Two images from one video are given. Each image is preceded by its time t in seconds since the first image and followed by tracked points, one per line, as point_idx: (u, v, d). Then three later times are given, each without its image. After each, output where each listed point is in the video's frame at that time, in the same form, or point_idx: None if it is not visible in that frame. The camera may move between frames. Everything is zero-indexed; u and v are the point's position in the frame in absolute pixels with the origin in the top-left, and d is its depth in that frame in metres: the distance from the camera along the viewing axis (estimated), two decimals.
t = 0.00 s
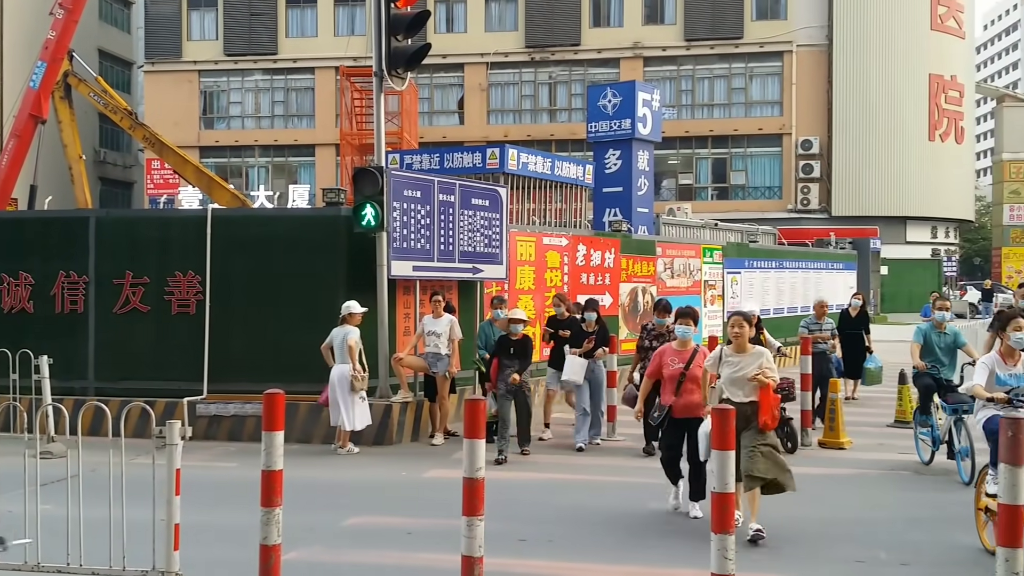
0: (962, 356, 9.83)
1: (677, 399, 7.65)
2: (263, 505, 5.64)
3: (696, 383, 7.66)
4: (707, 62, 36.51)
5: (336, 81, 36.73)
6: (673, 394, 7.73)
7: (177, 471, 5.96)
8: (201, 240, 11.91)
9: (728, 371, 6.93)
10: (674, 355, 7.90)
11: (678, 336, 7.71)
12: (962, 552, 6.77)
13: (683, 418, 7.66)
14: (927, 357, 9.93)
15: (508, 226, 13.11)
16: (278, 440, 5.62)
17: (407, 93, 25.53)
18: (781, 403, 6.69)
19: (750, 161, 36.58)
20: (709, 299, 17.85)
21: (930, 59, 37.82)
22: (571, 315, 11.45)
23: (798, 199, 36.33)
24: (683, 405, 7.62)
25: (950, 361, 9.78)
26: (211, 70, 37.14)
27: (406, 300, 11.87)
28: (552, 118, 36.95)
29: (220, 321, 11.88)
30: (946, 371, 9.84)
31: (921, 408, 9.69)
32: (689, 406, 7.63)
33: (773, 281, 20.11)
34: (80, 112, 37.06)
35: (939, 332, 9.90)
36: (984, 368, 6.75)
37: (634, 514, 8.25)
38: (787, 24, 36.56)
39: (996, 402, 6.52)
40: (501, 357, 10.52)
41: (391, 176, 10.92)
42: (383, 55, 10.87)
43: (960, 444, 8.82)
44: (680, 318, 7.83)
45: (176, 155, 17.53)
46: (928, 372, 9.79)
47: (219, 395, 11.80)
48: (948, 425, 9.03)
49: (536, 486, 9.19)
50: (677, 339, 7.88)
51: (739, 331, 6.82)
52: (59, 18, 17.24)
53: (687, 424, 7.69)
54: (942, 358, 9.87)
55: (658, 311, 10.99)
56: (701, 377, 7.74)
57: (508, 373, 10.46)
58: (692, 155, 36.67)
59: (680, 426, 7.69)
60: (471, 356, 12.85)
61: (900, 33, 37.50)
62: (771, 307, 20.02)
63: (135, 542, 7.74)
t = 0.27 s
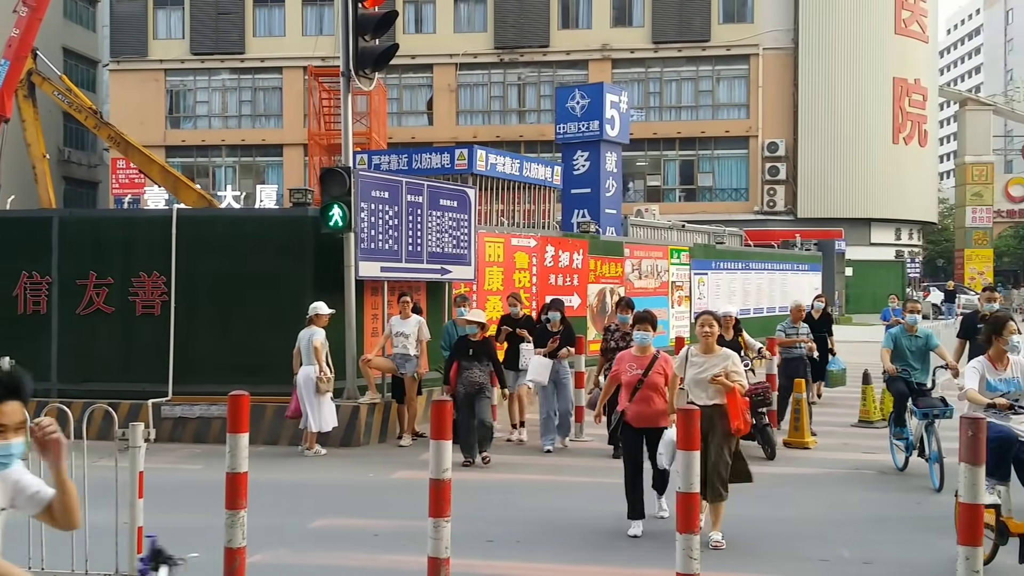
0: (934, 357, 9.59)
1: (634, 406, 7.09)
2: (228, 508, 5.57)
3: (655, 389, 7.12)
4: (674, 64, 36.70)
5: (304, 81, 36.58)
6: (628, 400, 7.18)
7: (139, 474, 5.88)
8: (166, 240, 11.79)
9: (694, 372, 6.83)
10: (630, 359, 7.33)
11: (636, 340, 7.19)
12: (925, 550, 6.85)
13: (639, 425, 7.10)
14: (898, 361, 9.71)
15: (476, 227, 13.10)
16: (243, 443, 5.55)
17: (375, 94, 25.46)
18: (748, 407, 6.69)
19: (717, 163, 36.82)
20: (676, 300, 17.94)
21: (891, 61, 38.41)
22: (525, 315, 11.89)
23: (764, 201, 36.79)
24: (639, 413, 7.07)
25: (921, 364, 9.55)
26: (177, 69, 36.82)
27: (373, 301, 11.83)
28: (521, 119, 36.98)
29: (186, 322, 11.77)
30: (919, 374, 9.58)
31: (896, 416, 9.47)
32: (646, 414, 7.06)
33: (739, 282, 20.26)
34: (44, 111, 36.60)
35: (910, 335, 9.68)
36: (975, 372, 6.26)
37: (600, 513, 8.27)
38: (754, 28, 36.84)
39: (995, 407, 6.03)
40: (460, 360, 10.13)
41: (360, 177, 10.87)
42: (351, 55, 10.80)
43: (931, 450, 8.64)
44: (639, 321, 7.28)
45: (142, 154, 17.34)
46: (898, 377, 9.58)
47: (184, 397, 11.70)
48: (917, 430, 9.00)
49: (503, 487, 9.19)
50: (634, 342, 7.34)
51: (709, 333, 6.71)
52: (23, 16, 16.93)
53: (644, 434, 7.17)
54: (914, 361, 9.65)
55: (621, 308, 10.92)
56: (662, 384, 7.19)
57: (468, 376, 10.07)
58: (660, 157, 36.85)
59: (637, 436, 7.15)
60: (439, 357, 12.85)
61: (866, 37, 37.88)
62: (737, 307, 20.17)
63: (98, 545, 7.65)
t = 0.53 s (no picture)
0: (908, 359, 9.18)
1: (597, 409, 6.77)
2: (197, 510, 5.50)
3: (620, 392, 6.81)
4: (646, 65, 36.83)
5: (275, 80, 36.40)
6: (590, 403, 6.86)
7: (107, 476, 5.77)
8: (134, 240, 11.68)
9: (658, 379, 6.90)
10: (594, 361, 7.00)
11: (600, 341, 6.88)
12: (893, 548, 6.93)
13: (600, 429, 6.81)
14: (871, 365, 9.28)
15: (447, 227, 13.09)
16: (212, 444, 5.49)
17: (346, 93, 25.37)
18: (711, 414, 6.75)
19: (687, 164, 36.99)
20: (647, 300, 18.02)
21: (860, 63, 38.73)
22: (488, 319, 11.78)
23: (734, 201, 36.96)
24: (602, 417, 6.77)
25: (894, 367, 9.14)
26: (146, 67, 36.53)
27: (344, 302, 11.79)
28: (493, 119, 37.02)
29: (154, 322, 11.67)
30: (893, 377, 9.17)
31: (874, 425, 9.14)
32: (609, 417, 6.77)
33: (710, 282, 20.37)
34: (10, 109, 36.16)
35: (884, 337, 9.24)
36: (974, 375, 6.08)
37: (570, 513, 8.29)
38: (724, 30, 37.07)
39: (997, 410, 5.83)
40: (424, 364, 9.70)
41: (330, 176, 10.81)
42: (321, 54, 10.75)
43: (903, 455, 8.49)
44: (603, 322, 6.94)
45: (110, 153, 17.12)
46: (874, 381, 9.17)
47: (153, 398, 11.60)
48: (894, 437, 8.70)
49: (473, 487, 9.20)
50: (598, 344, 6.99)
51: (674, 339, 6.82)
52: None
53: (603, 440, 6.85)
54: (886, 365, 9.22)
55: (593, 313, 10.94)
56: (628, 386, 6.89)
57: (433, 381, 9.57)
58: (632, 158, 36.98)
59: (598, 441, 6.85)
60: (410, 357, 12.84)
61: (835, 40, 38.22)
62: (707, 307, 20.30)
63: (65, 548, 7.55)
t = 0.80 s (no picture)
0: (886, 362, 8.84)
1: (564, 419, 6.73)
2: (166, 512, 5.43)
3: (585, 400, 6.74)
4: (619, 66, 36.94)
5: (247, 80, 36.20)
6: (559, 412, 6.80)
7: (76, 478, 5.72)
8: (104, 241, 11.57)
9: (619, 382, 6.57)
10: (562, 367, 6.91)
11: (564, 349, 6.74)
12: (863, 547, 6.99)
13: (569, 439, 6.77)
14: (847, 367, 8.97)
15: (421, 228, 13.08)
16: (182, 446, 5.44)
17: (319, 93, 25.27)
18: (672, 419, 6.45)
19: (660, 165, 37.14)
20: (620, 300, 18.07)
21: (830, 65, 39.08)
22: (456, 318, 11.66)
23: (706, 203, 37.18)
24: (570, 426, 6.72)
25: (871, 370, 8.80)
26: (117, 66, 36.28)
27: (317, 302, 11.74)
28: (467, 119, 37.02)
29: (125, 323, 11.57)
30: (869, 380, 8.80)
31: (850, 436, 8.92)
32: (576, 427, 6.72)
33: (682, 282, 20.48)
34: None
35: (860, 340, 8.97)
36: (975, 376, 5.85)
37: (542, 514, 8.30)
38: (696, 31, 37.25)
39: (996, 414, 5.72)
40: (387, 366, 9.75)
41: (303, 177, 10.75)
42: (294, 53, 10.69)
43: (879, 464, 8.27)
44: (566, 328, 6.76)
45: (79, 152, 16.89)
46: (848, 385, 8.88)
47: (123, 399, 11.49)
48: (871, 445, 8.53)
49: (445, 488, 9.18)
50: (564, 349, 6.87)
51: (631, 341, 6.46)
52: None
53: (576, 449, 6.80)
54: (864, 367, 8.89)
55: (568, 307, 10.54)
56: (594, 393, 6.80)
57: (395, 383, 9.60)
58: (605, 158, 37.09)
59: (567, 452, 6.80)
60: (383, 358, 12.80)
61: (806, 42, 38.51)
62: (680, 307, 20.42)
63: (34, 551, 7.47)
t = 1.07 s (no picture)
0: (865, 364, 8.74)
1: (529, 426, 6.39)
2: (143, 514, 5.41)
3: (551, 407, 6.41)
4: (598, 67, 37.04)
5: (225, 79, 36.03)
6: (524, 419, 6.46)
7: (53, 479, 5.69)
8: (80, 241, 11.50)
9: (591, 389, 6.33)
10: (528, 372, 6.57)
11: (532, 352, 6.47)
12: (840, 545, 7.05)
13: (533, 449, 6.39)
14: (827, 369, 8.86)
15: (401, 227, 13.05)
16: (159, 448, 5.42)
17: (298, 92, 25.18)
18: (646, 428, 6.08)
19: (639, 165, 37.27)
20: (600, 300, 18.11)
21: (808, 66, 39.32)
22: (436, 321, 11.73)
23: (685, 203, 37.31)
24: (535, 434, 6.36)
25: (850, 372, 8.70)
26: (94, 64, 36.04)
27: (296, 302, 11.71)
28: (446, 119, 37.00)
29: (101, 324, 11.49)
30: (849, 382, 8.69)
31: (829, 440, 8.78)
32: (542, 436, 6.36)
33: (661, 282, 20.55)
34: None
35: (841, 341, 8.90)
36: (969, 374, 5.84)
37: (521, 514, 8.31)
38: (675, 32, 37.37)
39: (986, 416, 5.70)
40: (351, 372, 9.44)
41: (281, 176, 10.71)
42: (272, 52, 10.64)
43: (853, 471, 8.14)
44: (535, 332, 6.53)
45: (55, 151, 16.69)
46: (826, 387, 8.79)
47: (100, 400, 11.41)
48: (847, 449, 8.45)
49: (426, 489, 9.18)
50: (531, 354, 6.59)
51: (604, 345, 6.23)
52: None
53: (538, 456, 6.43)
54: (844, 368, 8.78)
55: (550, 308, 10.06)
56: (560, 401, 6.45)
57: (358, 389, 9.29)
58: (585, 158, 37.18)
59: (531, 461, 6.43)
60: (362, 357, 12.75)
61: (784, 43, 38.71)
62: (659, 306, 20.50)
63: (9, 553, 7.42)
